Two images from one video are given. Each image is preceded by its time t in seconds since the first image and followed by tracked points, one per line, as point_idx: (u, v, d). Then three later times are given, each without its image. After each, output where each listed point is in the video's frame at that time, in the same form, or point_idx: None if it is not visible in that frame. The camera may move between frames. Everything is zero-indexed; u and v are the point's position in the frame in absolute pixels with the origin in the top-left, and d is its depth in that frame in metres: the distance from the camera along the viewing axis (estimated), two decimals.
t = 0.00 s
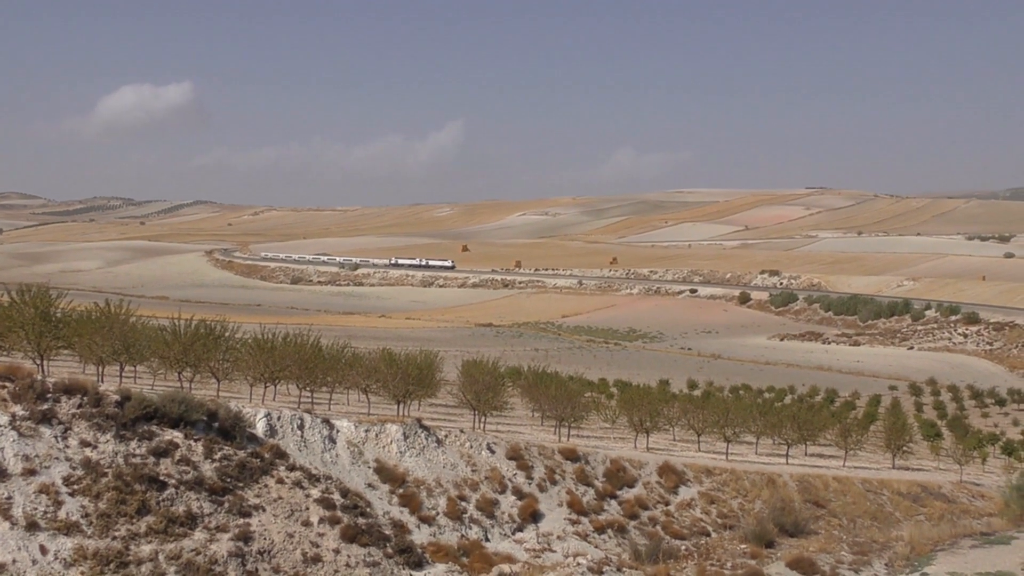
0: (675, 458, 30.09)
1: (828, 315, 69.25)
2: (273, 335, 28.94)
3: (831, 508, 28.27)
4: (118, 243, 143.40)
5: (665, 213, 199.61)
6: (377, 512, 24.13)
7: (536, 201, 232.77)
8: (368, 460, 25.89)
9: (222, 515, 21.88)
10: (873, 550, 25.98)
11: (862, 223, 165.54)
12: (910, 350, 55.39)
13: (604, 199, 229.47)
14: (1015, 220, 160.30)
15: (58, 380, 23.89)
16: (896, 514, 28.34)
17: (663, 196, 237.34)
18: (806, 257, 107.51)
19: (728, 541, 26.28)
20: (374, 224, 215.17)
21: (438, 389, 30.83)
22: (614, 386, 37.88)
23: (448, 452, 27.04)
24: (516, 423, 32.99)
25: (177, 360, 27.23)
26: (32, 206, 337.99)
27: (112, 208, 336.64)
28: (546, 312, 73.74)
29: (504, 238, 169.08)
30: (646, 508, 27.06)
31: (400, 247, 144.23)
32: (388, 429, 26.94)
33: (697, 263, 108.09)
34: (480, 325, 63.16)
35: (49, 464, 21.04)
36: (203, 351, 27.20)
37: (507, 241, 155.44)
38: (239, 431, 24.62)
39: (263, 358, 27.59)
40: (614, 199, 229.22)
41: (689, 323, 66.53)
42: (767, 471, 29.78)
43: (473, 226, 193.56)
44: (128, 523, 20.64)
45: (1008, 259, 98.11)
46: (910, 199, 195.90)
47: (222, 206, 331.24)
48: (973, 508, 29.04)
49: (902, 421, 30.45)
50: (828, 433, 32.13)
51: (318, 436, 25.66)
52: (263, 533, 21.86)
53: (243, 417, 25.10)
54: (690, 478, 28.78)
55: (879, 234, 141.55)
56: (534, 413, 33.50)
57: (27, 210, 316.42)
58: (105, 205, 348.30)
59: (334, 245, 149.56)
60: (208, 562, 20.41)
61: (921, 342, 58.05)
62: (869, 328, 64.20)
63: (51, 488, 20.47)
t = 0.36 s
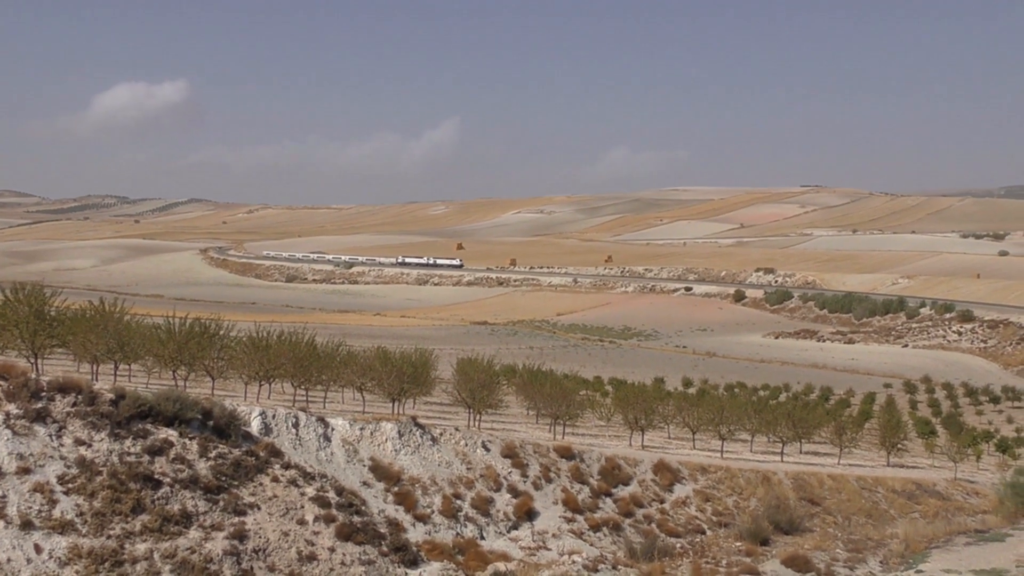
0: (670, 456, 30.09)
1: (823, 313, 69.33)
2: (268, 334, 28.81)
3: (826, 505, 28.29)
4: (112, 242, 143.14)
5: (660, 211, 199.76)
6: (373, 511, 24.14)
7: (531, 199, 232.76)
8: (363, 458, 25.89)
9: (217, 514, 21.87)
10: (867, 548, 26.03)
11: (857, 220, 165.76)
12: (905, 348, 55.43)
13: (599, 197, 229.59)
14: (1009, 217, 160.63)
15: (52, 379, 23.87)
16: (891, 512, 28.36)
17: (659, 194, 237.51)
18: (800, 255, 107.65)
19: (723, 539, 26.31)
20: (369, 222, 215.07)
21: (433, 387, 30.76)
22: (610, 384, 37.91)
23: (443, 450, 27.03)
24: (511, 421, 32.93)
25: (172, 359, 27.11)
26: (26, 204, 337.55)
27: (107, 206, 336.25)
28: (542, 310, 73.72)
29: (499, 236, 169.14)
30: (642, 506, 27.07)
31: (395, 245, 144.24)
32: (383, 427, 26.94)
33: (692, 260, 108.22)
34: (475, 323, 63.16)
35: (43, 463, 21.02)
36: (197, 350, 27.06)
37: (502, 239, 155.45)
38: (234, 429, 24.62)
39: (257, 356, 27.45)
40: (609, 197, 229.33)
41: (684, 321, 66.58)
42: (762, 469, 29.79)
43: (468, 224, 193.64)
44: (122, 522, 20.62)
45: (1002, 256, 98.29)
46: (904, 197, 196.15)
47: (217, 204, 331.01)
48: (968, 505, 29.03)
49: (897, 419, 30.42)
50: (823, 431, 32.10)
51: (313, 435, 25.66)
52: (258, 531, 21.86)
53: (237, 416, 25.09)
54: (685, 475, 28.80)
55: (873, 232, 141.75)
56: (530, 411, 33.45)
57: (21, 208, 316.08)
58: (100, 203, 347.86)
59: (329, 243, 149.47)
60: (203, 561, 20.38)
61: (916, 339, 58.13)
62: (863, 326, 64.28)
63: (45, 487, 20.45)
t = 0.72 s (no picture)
0: (656, 453, 30.11)
1: (810, 310, 69.53)
2: (255, 331, 28.63)
3: (813, 503, 28.36)
4: (97, 239, 142.40)
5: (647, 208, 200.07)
6: (360, 509, 24.12)
7: (519, 197, 232.83)
8: (350, 456, 25.86)
9: (204, 512, 21.82)
10: (853, 544, 26.14)
11: (843, 218, 166.35)
12: (891, 345, 55.64)
13: (587, 194, 229.80)
14: (993, 215, 161.58)
15: (37, 377, 23.81)
16: (877, 508, 28.46)
17: (646, 191, 237.86)
18: (786, 252, 107.97)
19: (710, 536, 26.37)
20: (357, 220, 214.69)
21: (420, 384, 30.69)
22: (596, 382, 37.98)
23: (431, 448, 26.99)
24: (499, 419, 32.90)
25: (158, 357, 26.93)
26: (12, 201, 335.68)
27: (92, 203, 334.81)
28: (528, 307, 73.72)
29: (487, 234, 169.21)
30: (629, 503, 27.11)
31: (383, 243, 144.09)
32: (371, 425, 26.91)
33: (678, 258, 108.45)
34: (463, 320, 63.12)
35: (28, 461, 20.95)
36: (184, 348, 26.89)
37: (489, 237, 155.44)
38: (221, 427, 24.58)
39: (244, 353, 27.31)
40: (596, 194, 229.55)
41: (671, 319, 66.66)
42: (748, 466, 29.83)
43: (457, 222, 193.57)
44: (108, 521, 20.54)
45: (987, 254, 98.79)
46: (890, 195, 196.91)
47: (204, 201, 329.98)
48: (953, 502, 29.11)
49: (883, 416, 30.47)
50: (809, 427, 32.16)
51: (300, 433, 25.62)
52: (245, 529, 21.83)
53: (224, 414, 25.04)
54: (672, 473, 28.82)
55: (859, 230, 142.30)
56: (517, 409, 33.42)
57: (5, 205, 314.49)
58: (86, 200, 346.28)
59: (317, 241, 149.15)
60: (189, 560, 20.33)
61: (901, 337, 58.37)
62: (850, 323, 64.48)
63: (30, 486, 20.38)
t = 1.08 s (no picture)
0: (641, 451, 30.12)
1: (794, 308, 69.76)
2: (239, 330, 28.47)
3: (797, 500, 28.42)
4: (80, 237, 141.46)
5: (633, 207, 200.41)
6: (344, 507, 24.10)
7: (505, 197, 232.90)
8: (334, 454, 25.83)
9: (187, 511, 21.76)
10: (837, 541, 26.24)
11: (828, 216, 166.87)
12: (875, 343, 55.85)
13: (574, 193, 230.06)
14: (976, 213, 162.58)
15: (20, 377, 23.71)
16: (860, 506, 28.54)
17: (632, 190, 238.34)
18: (771, 251, 108.28)
19: (695, 533, 26.41)
20: (343, 218, 214.24)
21: (404, 383, 30.60)
22: (581, 380, 38.01)
23: (415, 447, 26.98)
24: (483, 417, 32.85)
25: (142, 356, 26.74)
26: None
27: (77, 203, 333.37)
28: (513, 306, 73.70)
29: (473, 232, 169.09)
30: (613, 501, 27.14)
31: (369, 241, 143.93)
32: (355, 424, 26.87)
33: (663, 256, 108.69)
34: (447, 319, 63.00)
35: (10, 461, 20.86)
36: (168, 347, 26.73)
37: (475, 236, 155.40)
38: (205, 426, 24.54)
39: (228, 352, 27.15)
40: (583, 192, 229.95)
41: (655, 317, 66.74)
42: (732, 464, 29.89)
43: (443, 220, 193.45)
44: (91, 520, 20.48)
45: (970, 252, 99.36)
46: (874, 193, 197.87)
47: (190, 200, 328.84)
48: (936, 499, 29.19)
49: (866, 414, 30.53)
50: (794, 425, 32.20)
51: (284, 432, 25.58)
52: (229, 529, 21.77)
53: (208, 413, 24.99)
54: (656, 471, 28.86)
55: (843, 228, 143.00)
56: (501, 407, 33.39)
57: None
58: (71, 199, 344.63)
59: (302, 239, 148.79)
60: (173, 559, 20.28)
61: (885, 334, 58.60)
62: (834, 321, 64.72)
63: (13, 485, 20.29)
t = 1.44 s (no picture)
0: (622, 443, 30.47)
1: (773, 303, 70.20)
2: (224, 324, 28.54)
3: (775, 491, 28.86)
4: (63, 233, 140.76)
5: (615, 202, 201.08)
6: (329, 499, 24.41)
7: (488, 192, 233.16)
8: (318, 447, 26.12)
9: (173, 503, 22.02)
10: (814, 532, 26.70)
11: (806, 211, 167.89)
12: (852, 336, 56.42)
13: (556, 187, 230.62)
14: (952, 208, 164.19)
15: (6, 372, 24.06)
16: (837, 496, 28.98)
17: (614, 185, 239.20)
18: (750, 245, 109.02)
19: (674, 524, 26.82)
20: (327, 213, 213.96)
21: (388, 376, 30.80)
22: (563, 373, 38.31)
23: (399, 439, 27.27)
24: (466, 410, 33.13)
25: (127, 350, 26.83)
26: None
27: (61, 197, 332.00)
28: (496, 300, 74.00)
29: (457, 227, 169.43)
30: (594, 492, 27.52)
31: (352, 236, 144.01)
32: (339, 417, 27.14)
33: (643, 251, 109.25)
34: (430, 313, 63.24)
35: None
36: (153, 341, 26.84)
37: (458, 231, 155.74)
38: (190, 420, 24.84)
39: (212, 346, 27.30)
40: (565, 187, 230.51)
41: (636, 311, 67.21)
42: (712, 456, 30.30)
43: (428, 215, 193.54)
44: (77, 513, 20.74)
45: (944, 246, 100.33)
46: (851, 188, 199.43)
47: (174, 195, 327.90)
48: (911, 489, 29.67)
49: (843, 406, 30.92)
50: (772, 417, 32.60)
51: (269, 425, 25.88)
52: (214, 520, 22.02)
53: (193, 406, 25.28)
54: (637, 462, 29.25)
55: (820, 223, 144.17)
56: (484, 400, 33.68)
57: None
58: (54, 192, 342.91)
59: (286, 234, 148.62)
60: (159, 551, 20.51)
61: (862, 328, 59.13)
62: (811, 315, 65.15)
63: None
